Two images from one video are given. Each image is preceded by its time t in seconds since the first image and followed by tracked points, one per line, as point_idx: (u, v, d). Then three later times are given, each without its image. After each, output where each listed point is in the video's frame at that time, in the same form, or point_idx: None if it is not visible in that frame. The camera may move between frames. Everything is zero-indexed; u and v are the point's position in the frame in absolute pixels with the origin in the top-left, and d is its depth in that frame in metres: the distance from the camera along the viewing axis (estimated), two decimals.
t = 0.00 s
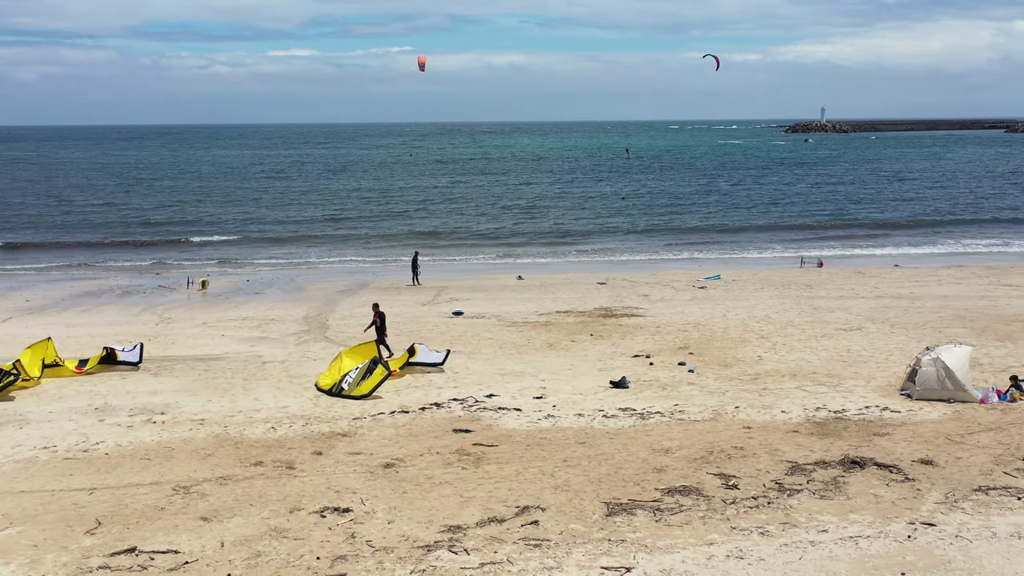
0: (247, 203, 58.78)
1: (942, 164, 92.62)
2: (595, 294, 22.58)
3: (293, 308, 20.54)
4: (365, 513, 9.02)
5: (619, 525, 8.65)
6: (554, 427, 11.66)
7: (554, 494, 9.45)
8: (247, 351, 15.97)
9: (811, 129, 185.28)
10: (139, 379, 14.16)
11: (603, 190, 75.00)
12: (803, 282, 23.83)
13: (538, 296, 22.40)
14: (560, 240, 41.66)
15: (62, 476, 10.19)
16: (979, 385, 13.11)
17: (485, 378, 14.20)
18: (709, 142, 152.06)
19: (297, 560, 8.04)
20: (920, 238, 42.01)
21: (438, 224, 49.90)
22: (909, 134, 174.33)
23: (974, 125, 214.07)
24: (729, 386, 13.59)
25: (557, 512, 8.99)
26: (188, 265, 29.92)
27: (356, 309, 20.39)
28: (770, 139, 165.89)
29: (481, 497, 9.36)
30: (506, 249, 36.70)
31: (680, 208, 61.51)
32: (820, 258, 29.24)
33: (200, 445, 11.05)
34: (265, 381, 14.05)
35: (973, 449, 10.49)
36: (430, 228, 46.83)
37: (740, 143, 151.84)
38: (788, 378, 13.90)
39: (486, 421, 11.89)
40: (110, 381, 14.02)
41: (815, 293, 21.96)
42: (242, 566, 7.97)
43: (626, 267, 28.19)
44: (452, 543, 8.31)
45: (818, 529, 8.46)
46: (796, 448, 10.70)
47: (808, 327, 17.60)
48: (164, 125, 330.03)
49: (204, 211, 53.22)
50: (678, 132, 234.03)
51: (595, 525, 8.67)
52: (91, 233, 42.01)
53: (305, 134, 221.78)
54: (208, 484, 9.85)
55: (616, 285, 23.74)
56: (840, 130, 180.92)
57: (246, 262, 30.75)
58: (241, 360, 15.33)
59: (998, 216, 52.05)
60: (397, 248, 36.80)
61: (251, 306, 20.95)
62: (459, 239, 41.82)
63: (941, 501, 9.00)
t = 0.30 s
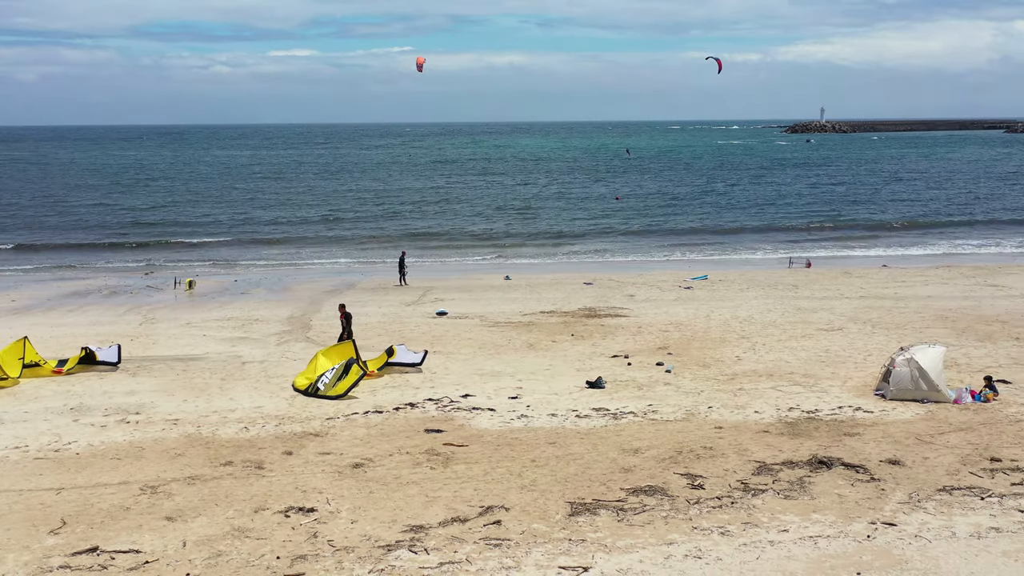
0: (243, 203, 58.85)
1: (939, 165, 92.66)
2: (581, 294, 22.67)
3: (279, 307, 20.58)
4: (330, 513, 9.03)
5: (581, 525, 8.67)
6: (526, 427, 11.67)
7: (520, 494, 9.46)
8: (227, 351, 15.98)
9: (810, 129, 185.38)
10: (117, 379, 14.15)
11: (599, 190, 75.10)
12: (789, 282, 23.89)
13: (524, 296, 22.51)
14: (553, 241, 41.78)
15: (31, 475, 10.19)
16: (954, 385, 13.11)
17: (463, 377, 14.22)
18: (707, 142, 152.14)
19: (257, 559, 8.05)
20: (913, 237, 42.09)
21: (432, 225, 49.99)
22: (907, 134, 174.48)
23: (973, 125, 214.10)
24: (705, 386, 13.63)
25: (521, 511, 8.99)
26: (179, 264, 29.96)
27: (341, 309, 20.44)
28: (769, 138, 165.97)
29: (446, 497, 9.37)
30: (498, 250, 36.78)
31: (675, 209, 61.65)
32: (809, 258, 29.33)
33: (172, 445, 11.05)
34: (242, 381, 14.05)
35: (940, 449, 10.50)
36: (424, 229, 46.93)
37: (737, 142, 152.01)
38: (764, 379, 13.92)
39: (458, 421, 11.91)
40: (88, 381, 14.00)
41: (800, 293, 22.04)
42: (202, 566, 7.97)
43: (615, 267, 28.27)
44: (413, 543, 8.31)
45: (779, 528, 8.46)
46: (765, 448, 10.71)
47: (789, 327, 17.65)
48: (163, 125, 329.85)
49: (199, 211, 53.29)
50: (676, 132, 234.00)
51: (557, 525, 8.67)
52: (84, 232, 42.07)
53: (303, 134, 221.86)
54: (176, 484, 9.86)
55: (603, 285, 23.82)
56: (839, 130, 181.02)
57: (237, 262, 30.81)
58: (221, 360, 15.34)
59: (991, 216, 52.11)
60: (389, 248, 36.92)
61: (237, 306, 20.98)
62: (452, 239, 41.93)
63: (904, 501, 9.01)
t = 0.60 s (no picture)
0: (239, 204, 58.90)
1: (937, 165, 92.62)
2: (567, 294, 22.72)
3: (265, 307, 20.60)
4: (294, 512, 9.01)
5: (543, 524, 8.68)
6: (499, 427, 11.69)
7: (486, 493, 9.47)
8: (208, 351, 15.89)
9: (810, 129, 185.68)
10: (95, 377, 14.02)
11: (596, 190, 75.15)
12: (776, 281, 23.91)
13: (511, 296, 22.55)
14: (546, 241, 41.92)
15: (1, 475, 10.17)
16: (930, 385, 13.09)
17: (440, 377, 14.24)
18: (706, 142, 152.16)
19: (217, 558, 8.04)
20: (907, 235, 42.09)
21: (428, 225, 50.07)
22: (907, 134, 174.46)
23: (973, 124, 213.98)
24: (681, 385, 13.67)
25: (485, 511, 9.01)
26: (170, 264, 29.97)
27: (327, 309, 20.47)
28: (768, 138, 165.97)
29: (412, 497, 9.38)
30: (491, 250, 36.86)
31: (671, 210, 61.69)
32: (798, 258, 29.35)
33: (144, 445, 11.03)
34: (220, 380, 14.01)
35: (910, 449, 10.48)
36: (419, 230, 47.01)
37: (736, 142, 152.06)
38: (741, 378, 13.94)
39: (431, 421, 11.91)
40: (66, 380, 13.86)
41: (786, 292, 22.06)
42: (162, 564, 7.96)
43: (604, 266, 28.31)
44: (374, 542, 8.30)
45: (740, 528, 8.49)
46: (734, 448, 10.73)
47: (771, 327, 17.66)
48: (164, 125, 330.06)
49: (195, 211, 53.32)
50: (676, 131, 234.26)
51: (519, 524, 8.68)
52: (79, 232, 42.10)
53: (303, 134, 222.00)
54: (144, 483, 9.84)
55: (590, 286, 23.87)
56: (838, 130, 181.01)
57: (230, 262, 30.88)
58: (200, 360, 15.24)
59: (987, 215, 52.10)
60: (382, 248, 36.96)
61: (223, 305, 20.98)
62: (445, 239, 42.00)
63: (867, 501, 9.03)
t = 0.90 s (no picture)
0: (236, 204, 58.84)
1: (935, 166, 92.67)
2: (554, 294, 22.77)
3: (251, 306, 20.56)
4: (259, 511, 8.91)
5: (506, 523, 8.67)
6: (471, 426, 11.71)
7: (452, 493, 9.46)
8: (189, 351, 15.61)
9: (811, 129, 185.66)
10: (74, 377, 13.59)
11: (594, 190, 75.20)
12: (764, 281, 23.95)
13: (498, 296, 22.62)
14: (539, 242, 42.08)
15: None
16: (906, 385, 13.07)
17: (418, 376, 14.25)
18: (705, 142, 152.25)
19: (177, 557, 7.94)
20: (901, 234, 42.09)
21: (424, 226, 50.19)
22: (907, 134, 174.52)
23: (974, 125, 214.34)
24: (658, 385, 13.69)
25: (450, 510, 8.98)
26: (161, 264, 29.92)
27: (313, 309, 20.46)
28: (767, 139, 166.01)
29: (378, 496, 9.34)
30: (484, 250, 36.98)
31: (668, 210, 61.80)
32: (787, 258, 29.46)
33: (116, 444, 10.85)
34: (198, 379, 13.74)
35: (879, 449, 10.46)
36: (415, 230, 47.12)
37: (735, 142, 152.09)
38: (718, 379, 13.94)
39: (405, 421, 11.89)
40: (44, 380, 13.44)
41: (773, 292, 22.09)
42: (122, 563, 7.88)
43: (593, 266, 28.41)
44: (335, 541, 8.24)
45: (701, 527, 8.50)
46: (704, 448, 10.74)
47: (754, 327, 17.65)
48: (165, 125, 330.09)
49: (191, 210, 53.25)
50: (676, 130, 234.11)
51: (481, 523, 8.67)
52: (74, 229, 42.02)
53: (302, 134, 221.95)
54: (112, 482, 9.72)
55: (578, 286, 23.94)
56: (838, 130, 181.03)
57: (221, 262, 30.90)
58: (181, 360, 14.90)
59: (982, 216, 52.21)
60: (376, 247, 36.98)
61: (210, 304, 20.88)
62: (439, 240, 42.06)
63: (831, 501, 9.02)
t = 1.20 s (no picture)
0: (234, 203, 58.75)
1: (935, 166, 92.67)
2: (543, 294, 22.79)
3: (238, 306, 20.48)
4: (225, 510, 8.75)
5: (470, 522, 8.64)
6: (444, 426, 11.71)
7: (419, 492, 9.42)
8: (172, 350, 15.37)
9: (813, 129, 185.41)
10: (54, 377, 13.27)
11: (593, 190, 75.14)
12: (753, 281, 23.95)
13: (486, 296, 22.63)
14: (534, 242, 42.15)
15: None
16: (884, 385, 13.02)
17: (397, 376, 14.24)
18: (705, 142, 152.26)
19: (139, 555, 7.76)
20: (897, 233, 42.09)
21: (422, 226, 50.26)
22: (909, 134, 174.42)
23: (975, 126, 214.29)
24: (637, 385, 13.67)
25: (415, 510, 8.93)
26: (152, 261, 29.80)
27: (299, 308, 20.40)
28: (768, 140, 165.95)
29: (345, 495, 9.26)
30: (478, 249, 37.02)
31: (666, 210, 61.82)
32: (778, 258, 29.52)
33: (88, 444, 10.56)
34: (178, 378, 13.49)
35: (850, 449, 10.43)
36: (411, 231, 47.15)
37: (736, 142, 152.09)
38: (698, 379, 13.89)
39: (379, 420, 11.85)
40: (24, 380, 13.11)
41: (762, 292, 22.06)
42: (82, 562, 7.69)
43: (584, 267, 28.45)
44: (297, 540, 8.14)
45: (663, 527, 8.49)
46: (675, 448, 10.76)
47: (738, 327, 17.61)
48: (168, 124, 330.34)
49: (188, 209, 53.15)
50: (677, 130, 233.84)
51: (445, 522, 8.63)
52: (70, 225, 41.92)
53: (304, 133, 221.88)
54: (82, 481, 9.45)
55: (567, 286, 23.95)
56: (840, 130, 180.84)
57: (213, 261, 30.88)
58: (163, 360, 14.60)
59: (978, 216, 52.35)
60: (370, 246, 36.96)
61: (197, 303, 20.76)
62: (435, 240, 42.08)
63: (796, 501, 9.00)
